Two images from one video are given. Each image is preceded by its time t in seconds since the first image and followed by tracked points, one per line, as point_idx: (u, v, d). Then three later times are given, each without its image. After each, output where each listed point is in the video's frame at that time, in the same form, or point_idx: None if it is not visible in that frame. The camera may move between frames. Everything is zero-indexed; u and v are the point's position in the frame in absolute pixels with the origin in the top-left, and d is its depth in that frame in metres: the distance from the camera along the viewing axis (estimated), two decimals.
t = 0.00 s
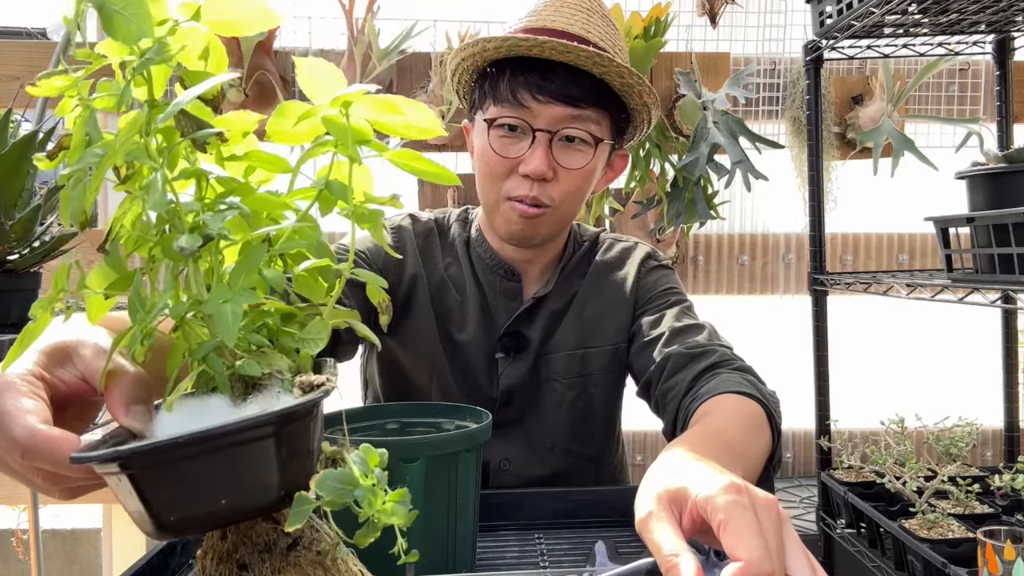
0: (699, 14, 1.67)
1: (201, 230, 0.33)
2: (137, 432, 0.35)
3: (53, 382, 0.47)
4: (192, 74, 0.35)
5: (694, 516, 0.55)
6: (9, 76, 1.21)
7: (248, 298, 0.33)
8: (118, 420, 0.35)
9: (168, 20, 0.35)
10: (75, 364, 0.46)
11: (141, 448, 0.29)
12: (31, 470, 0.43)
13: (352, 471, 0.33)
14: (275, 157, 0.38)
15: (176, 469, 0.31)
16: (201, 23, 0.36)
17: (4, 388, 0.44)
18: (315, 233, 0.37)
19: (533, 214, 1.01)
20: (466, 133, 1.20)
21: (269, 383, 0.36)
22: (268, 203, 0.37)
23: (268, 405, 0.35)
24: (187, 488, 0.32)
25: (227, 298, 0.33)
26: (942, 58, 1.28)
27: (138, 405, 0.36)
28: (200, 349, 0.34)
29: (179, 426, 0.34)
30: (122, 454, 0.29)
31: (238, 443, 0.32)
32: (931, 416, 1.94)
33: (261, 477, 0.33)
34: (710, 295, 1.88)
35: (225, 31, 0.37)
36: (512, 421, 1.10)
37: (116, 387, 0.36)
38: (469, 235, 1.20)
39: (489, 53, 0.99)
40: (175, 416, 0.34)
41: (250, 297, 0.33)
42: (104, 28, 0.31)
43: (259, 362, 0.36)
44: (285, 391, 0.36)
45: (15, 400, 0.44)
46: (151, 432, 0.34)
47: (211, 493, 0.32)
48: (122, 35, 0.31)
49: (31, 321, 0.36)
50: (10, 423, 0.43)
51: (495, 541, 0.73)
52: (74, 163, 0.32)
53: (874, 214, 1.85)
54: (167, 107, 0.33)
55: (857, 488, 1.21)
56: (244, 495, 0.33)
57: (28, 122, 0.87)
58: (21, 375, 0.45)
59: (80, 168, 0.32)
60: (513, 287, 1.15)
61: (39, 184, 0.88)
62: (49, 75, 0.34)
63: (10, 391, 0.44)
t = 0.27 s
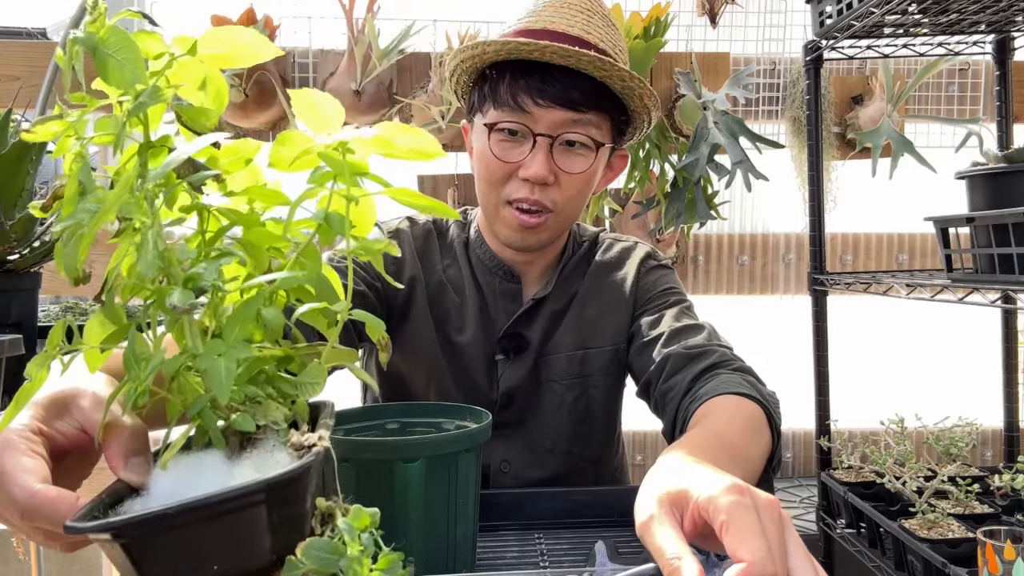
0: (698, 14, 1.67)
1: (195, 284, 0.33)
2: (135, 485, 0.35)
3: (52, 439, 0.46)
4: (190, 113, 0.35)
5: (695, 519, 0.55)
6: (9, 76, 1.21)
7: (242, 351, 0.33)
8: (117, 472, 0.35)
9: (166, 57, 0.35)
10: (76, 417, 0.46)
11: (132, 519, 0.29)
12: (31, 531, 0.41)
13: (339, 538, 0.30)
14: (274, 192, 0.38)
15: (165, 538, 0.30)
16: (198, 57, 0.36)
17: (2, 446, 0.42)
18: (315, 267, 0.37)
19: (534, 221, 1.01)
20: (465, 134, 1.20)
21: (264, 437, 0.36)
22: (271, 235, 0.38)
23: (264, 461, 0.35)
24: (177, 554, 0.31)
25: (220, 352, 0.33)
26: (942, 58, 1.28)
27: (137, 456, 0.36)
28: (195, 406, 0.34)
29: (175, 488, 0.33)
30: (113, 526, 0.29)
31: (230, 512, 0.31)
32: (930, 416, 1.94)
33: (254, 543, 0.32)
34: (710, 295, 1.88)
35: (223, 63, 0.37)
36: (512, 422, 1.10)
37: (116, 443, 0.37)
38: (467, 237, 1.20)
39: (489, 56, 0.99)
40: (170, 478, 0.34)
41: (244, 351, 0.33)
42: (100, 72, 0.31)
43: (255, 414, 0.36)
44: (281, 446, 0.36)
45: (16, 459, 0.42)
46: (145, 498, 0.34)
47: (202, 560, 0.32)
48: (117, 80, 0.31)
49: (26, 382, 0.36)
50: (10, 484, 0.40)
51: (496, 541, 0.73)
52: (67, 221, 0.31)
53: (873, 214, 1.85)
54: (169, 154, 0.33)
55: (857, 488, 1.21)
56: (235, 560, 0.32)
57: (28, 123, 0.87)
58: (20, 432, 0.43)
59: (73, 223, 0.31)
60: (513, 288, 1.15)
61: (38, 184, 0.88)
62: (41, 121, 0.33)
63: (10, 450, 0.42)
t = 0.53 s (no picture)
0: (698, 14, 1.67)
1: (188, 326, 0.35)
2: (133, 525, 0.37)
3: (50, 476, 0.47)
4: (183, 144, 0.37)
5: (697, 520, 0.55)
6: (9, 76, 1.21)
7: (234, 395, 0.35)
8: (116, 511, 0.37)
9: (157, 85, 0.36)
10: (74, 453, 0.46)
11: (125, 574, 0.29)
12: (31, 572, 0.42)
13: None
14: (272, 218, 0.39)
15: None
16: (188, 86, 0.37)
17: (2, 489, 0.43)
18: (315, 293, 0.39)
19: (528, 225, 1.01)
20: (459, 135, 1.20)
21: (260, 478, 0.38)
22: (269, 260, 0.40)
23: (257, 506, 0.36)
24: None
25: (213, 396, 0.35)
26: (942, 58, 1.28)
27: (134, 495, 0.38)
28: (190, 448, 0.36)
29: (171, 533, 0.35)
30: None
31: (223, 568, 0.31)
32: (931, 416, 1.94)
33: None
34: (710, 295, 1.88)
35: (217, 91, 0.38)
36: (512, 423, 1.10)
37: (115, 481, 0.39)
38: (464, 238, 1.21)
39: (477, 63, 0.99)
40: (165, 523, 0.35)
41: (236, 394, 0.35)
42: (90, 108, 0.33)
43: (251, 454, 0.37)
44: (274, 489, 0.37)
45: (15, 502, 0.43)
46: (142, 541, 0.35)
47: None
48: (106, 116, 0.33)
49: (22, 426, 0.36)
50: (8, 528, 0.42)
51: (496, 541, 0.73)
52: (59, 266, 0.32)
53: (873, 214, 1.85)
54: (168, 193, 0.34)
55: (857, 488, 1.21)
56: None
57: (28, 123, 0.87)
58: (19, 473, 0.44)
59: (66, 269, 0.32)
60: (511, 289, 1.15)
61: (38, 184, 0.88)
62: (37, 159, 0.33)
63: (9, 493, 0.43)
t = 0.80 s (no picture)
0: (698, 14, 1.67)
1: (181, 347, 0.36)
2: (128, 542, 0.38)
3: (49, 492, 0.48)
4: (191, 148, 0.36)
5: (699, 523, 0.55)
6: (9, 76, 1.21)
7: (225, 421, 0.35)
8: (113, 529, 0.39)
9: (165, 88, 0.36)
10: (75, 469, 0.48)
11: None
12: None
13: None
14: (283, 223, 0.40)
15: None
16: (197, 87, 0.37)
17: None
18: (322, 305, 0.39)
19: (518, 225, 1.01)
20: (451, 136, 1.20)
21: (252, 504, 0.39)
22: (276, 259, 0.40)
23: (245, 536, 0.37)
24: None
25: (206, 419, 0.35)
26: (942, 58, 1.28)
27: (132, 512, 0.40)
28: (182, 471, 0.37)
29: (158, 560, 0.35)
30: None
31: None
32: (930, 417, 1.94)
33: None
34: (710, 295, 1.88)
35: (226, 93, 0.38)
36: (511, 422, 1.10)
37: (111, 500, 0.40)
38: (461, 237, 1.21)
39: (458, 67, 0.99)
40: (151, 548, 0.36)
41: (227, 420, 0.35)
42: (92, 121, 0.33)
43: (244, 478, 0.38)
44: (264, 516, 0.38)
45: (11, 521, 0.43)
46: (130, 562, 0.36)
47: None
48: (104, 127, 0.33)
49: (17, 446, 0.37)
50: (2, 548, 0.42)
51: (496, 541, 0.73)
52: (52, 285, 0.34)
53: (873, 214, 1.85)
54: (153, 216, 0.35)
55: (857, 488, 1.21)
56: None
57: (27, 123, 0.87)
58: (15, 492, 0.45)
59: (59, 288, 0.33)
60: (507, 288, 1.15)
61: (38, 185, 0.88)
62: (41, 170, 0.36)
63: (6, 512, 0.44)
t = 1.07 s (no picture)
0: (698, 14, 1.67)
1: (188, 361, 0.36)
2: (124, 554, 0.40)
3: (48, 502, 0.48)
4: (216, 157, 0.36)
5: (701, 524, 0.55)
6: (9, 75, 1.21)
7: (225, 438, 0.36)
8: (108, 541, 0.41)
9: (196, 95, 0.36)
10: (72, 481, 0.47)
11: None
12: None
13: None
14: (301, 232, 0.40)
15: None
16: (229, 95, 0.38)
17: None
18: (334, 320, 0.40)
19: (512, 226, 1.01)
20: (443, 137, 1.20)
21: (248, 522, 0.40)
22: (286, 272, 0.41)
23: (239, 555, 0.38)
24: None
25: (207, 435, 0.36)
26: (942, 58, 1.28)
27: (130, 524, 0.41)
28: (181, 486, 0.38)
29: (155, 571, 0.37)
30: None
31: None
32: (930, 417, 1.94)
33: None
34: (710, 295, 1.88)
35: (255, 103, 0.38)
36: (510, 422, 1.10)
37: (110, 510, 0.42)
38: (459, 237, 1.21)
39: (446, 71, 1.00)
40: (147, 562, 0.37)
41: (228, 436, 0.36)
42: (116, 126, 0.33)
43: (243, 495, 0.39)
44: (261, 531, 0.39)
45: (9, 535, 0.44)
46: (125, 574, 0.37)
47: None
48: (128, 134, 0.33)
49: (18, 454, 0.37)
50: (0, 560, 0.43)
51: (495, 541, 0.73)
52: (65, 293, 0.34)
53: (873, 214, 1.85)
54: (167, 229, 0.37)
55: (857, 488, 1.21)
56: None
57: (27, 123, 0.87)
58: (13, 503, 0.46)
59: (71, 296, 0.34)
60: (504, 288, 1.15)
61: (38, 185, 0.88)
62: (64, 172, 0.36)
63: (4, 525, 0.45)
